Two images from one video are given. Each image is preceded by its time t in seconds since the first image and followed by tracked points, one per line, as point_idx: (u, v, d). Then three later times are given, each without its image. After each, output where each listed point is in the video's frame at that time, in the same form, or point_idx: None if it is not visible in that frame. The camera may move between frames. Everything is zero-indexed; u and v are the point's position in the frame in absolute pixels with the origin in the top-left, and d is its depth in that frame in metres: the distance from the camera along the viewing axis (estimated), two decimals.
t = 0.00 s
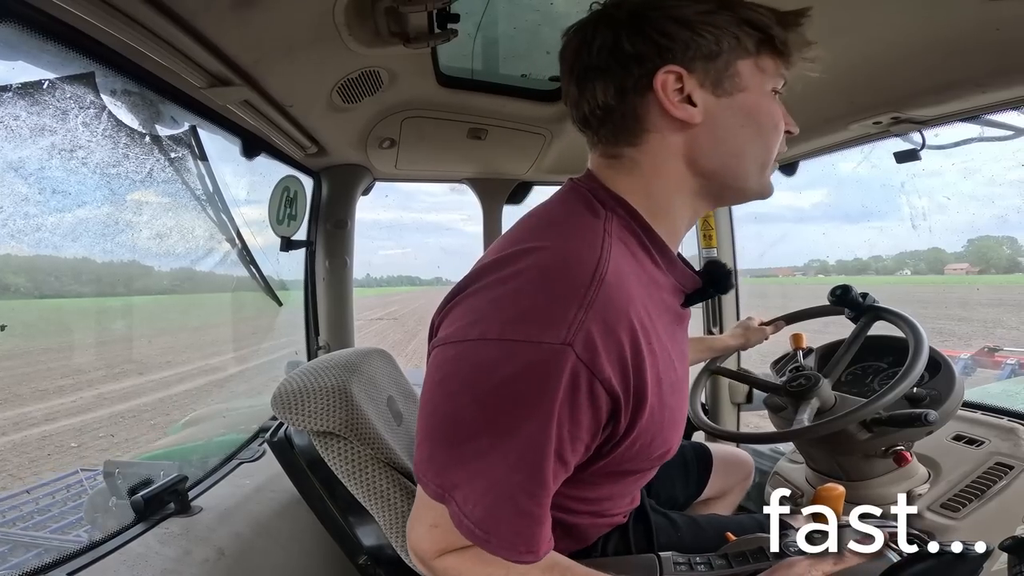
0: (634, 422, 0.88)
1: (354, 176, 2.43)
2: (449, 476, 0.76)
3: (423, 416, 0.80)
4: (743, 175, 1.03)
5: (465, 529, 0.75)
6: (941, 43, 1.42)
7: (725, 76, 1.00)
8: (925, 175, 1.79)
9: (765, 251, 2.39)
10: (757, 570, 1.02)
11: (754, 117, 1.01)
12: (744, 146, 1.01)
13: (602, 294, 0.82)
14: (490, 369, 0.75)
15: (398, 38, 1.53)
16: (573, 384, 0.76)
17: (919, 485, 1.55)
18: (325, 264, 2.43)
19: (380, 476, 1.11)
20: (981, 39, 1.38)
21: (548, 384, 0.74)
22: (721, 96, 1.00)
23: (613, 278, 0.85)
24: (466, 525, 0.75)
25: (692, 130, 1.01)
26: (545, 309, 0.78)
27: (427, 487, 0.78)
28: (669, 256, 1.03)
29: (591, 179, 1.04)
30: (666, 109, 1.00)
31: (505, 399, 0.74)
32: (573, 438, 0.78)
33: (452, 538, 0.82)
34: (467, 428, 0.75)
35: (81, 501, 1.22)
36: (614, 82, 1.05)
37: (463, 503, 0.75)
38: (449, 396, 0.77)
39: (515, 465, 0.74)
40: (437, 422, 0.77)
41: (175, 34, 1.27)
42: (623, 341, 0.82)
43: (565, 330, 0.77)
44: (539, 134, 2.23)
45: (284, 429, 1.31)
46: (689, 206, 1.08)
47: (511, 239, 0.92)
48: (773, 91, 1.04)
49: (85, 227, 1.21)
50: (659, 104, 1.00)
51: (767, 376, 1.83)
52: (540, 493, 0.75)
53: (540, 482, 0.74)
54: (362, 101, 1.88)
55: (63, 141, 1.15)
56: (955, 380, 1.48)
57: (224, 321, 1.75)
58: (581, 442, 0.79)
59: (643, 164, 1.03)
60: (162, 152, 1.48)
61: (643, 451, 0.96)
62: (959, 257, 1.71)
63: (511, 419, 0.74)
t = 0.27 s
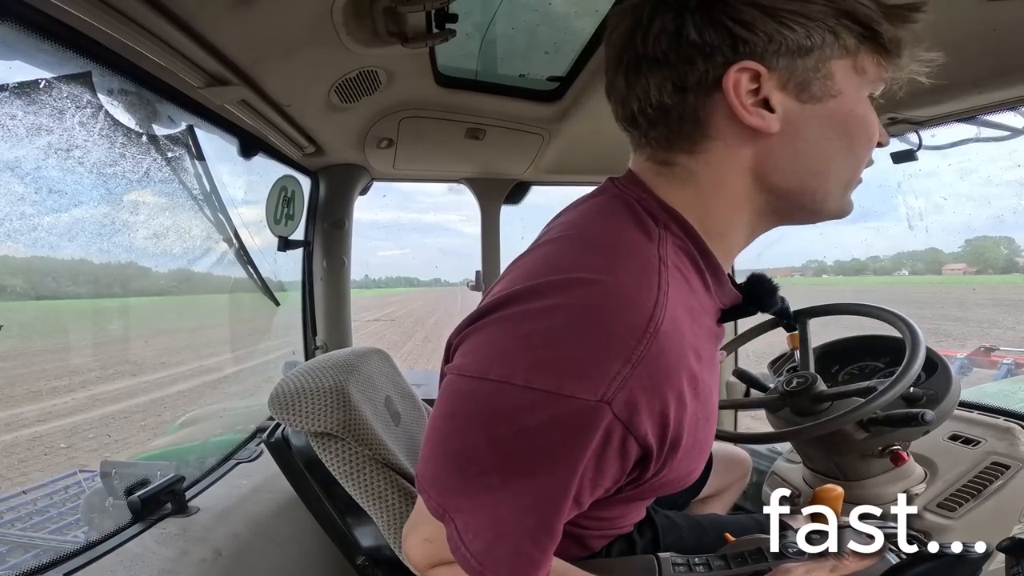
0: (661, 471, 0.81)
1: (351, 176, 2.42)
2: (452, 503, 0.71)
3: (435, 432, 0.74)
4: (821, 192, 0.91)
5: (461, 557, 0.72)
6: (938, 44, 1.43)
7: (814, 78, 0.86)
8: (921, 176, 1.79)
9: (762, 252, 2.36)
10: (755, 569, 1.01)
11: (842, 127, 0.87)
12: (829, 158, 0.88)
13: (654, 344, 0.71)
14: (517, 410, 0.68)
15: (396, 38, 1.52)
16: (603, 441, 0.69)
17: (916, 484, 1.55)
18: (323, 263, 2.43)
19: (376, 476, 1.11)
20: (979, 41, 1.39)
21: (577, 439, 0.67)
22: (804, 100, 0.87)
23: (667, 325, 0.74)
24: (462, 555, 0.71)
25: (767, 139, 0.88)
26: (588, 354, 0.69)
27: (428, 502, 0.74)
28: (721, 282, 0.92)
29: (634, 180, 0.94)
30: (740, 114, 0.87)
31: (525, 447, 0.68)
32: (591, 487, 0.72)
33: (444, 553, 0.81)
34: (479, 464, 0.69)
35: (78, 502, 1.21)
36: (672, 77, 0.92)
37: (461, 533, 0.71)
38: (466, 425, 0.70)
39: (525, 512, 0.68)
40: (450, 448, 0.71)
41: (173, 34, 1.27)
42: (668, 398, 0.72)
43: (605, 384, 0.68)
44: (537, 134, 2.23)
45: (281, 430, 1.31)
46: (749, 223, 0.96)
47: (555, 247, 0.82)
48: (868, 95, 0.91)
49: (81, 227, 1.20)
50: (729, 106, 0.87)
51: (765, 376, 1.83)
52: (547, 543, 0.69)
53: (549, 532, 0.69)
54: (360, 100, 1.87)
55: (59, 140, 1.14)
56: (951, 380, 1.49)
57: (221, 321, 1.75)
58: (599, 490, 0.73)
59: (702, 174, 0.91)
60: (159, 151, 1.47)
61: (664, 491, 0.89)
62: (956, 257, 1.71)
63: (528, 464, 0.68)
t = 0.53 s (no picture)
0: (663, 475, 0.81)
1: (350, 174, 2.42)
2: (455, 502, 0.71)
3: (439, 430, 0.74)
4: (842, 205, 0.91)
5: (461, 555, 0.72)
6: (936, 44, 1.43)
7: (848, 89, 0.86)
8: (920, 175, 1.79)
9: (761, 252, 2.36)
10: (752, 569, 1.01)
11: (869, 141, 0.87)
12: (853, 172, 0.89)
13: (665, 352, 0.71)
14: (526, 414, 0.68)
15: (395, 36, 1.52)
16: (611, 447, 0.69)
17: (913, 483, 1.58)
18: (322, 261, 2.43)
19: (376, 474, 1.11)
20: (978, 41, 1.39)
21: (586, 446, 0.67)
22: (834, 112, 0.87)
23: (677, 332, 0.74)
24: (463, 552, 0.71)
25: (794, 149, 0.88)
26: (600, 361, 0.69)
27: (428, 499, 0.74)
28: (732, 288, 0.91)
29: (645, 183, 0.94)
30: (768, 123, 0.86)
31: (533, 452, 0.68)
32: (595, 490, 0.72)
33: (443, 552, 0.81)
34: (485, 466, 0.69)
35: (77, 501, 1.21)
36: (698, 80, 0.90)
37: (463, 531, 0.71)
38: (475, 426, 0.70)
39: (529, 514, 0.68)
40: (457, 447, 0.70)
41: (172, 32, 1.26)
42: (676, 404, 0.73)
43: (616, 391, 0.68)
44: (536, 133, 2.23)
45: (280, 429, 1.32)
46: (766, 231, 0.97)
47: (566, 250, 0.82)
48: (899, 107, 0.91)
49: (79, 225, 1.20)
50: (757, 114, 0.86)
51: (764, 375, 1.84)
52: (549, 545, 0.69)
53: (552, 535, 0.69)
54: (359, 99, 1.87)
55: (57, 138, 1.14)
56: (948, 379, 1.50)
57: (219, 319, 1.74)
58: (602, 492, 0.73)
59: (724, 181, 0.91)
60: (157, 150, 1.47)
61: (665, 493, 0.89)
62: (956, 257, 1.71)
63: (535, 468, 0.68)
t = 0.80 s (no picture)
0: (650, 470, 0.80)
1: (348, 173, 2.41)
2: (439, 500, 0.72)
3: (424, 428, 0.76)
4: (831, 200, 0.90)
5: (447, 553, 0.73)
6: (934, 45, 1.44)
7: (831, 82, 0.86)
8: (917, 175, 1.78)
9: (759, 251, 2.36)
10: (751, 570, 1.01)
11: (855, 135, 0.86)
12: (841, 165, 0.87)
13: (636, 344, 0.70)
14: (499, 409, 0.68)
15: (394, 36, 1.52)
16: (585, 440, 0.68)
17: (910, 482, 1.57)
18: (320, 260, 2.42)
19: (374, 475, 1.11)
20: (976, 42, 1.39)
21: (558, 439, 0.67)
22: (818, 104, 0.86)
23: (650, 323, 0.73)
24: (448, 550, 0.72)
25: (777, 143, 0.87)
26: (570, 354, 0.68)
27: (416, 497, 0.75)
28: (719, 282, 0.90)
29: (634, 180, 0.94)
30: (749, 116, 0.86)
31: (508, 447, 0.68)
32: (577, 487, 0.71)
33: (436, 552, 0.81)
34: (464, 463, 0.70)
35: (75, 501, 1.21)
36: (681, 74, 0.91)
37: (447, 529, 0.72)
38: (454, 424, 0.71)
39: (507, 511, 0.69)
40: (438, 445, 0.72)
41: (170, 31, 1.26)
42: (652, 397, 0.72)
43: (587, 383, 0.68)
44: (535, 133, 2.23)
45: (277, 428, 1.32)
46: (755, 229, 0.96)
47: (545, 246, 0.83)
48: (887, 102, 0.90)
49: (76, 224, 1.19)
50: (738, 107, 0.86)
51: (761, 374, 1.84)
52: (530, 541, 0.69)
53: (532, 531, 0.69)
54: (357, 98, 1.87)
55: (55, 137, 1.14)
56: (946, 379, 1.50)
57: (217, 318, 1.74)
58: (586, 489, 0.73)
59: (707, 176, 0.91)
60: (155, 148, 1.46)
61: (657, 491, 0.88)
62: (956, 256, 1.72)
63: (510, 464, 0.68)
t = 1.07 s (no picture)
0: (650, 470, 0.80)
1: (346, 173, 2.41)
2: (440, 500, 0.72)
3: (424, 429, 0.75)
4: (822, 198, 0.90)
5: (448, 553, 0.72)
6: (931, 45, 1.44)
7: (821, 81, 0.86)
8: (916, 175, 1.79)
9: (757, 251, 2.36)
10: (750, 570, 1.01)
11: (844, 133, 0.87)
12: (832, 164, 0.88)
13: (640, 344, 0.71)
14: (502, 409, 0.68)
15: (392, 35, 1.51)
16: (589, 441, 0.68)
17: (907, 482, 1.58)
18: (318, 260, 2.42)
19: (373, 476, 1.11)
20: (972, 42, 1.40)
21: (562, 439, 0.67)
22: (808, 104, 0.86)
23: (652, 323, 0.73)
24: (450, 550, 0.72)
25: (770, 143, 0.87)
26: (573, 354, 0.68)
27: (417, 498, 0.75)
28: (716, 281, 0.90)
29: (632, 179, 0.94)
30: (743, 117, 0.86)
31: (510, 447, 0.68)
32: (579, 486, 0.71)
33: (435, 552, 0.81)
34: (466, 463, 0.70)
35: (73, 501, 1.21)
36: (675, 74, 0.91)
37: (449, 529, 0.72)
38: (456, 424, 0.71)
39: (511, 511, 0.69)
40: (440, 446, 0.72)
41: (167, 30, 1.25)
42: (655, 396, 0.72)
43: (591, 383, 0.68)
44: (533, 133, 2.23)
45: (275, 428, 1.31)
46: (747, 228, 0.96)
47: (544, 246, 0.83)
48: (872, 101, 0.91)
49: (73, 224, 1.19)
50: (732, 107, 0.86)
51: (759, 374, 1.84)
52: (533, 541, 0.69)
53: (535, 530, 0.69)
54: (355, 98, 1.86)
55: (52, 137, 1.13)
56: (942, 378, 1.50)
57: (215, 318, 1.74)
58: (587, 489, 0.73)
59: (701, 176, 0.91)
60: (152, 148, 1.46)
61: (657, 489, 0.88)
62: (956, 256, 1.71)
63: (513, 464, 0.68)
